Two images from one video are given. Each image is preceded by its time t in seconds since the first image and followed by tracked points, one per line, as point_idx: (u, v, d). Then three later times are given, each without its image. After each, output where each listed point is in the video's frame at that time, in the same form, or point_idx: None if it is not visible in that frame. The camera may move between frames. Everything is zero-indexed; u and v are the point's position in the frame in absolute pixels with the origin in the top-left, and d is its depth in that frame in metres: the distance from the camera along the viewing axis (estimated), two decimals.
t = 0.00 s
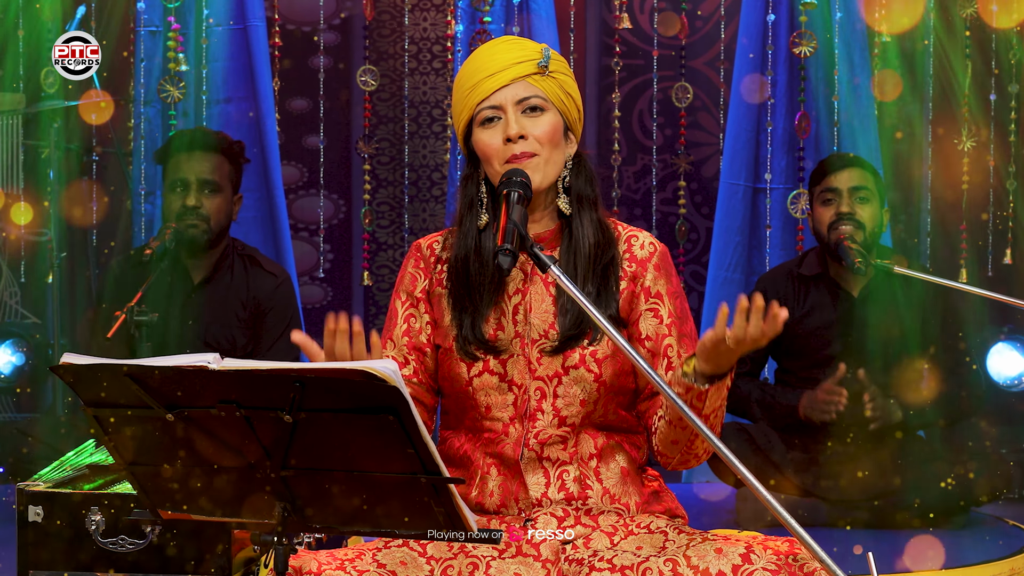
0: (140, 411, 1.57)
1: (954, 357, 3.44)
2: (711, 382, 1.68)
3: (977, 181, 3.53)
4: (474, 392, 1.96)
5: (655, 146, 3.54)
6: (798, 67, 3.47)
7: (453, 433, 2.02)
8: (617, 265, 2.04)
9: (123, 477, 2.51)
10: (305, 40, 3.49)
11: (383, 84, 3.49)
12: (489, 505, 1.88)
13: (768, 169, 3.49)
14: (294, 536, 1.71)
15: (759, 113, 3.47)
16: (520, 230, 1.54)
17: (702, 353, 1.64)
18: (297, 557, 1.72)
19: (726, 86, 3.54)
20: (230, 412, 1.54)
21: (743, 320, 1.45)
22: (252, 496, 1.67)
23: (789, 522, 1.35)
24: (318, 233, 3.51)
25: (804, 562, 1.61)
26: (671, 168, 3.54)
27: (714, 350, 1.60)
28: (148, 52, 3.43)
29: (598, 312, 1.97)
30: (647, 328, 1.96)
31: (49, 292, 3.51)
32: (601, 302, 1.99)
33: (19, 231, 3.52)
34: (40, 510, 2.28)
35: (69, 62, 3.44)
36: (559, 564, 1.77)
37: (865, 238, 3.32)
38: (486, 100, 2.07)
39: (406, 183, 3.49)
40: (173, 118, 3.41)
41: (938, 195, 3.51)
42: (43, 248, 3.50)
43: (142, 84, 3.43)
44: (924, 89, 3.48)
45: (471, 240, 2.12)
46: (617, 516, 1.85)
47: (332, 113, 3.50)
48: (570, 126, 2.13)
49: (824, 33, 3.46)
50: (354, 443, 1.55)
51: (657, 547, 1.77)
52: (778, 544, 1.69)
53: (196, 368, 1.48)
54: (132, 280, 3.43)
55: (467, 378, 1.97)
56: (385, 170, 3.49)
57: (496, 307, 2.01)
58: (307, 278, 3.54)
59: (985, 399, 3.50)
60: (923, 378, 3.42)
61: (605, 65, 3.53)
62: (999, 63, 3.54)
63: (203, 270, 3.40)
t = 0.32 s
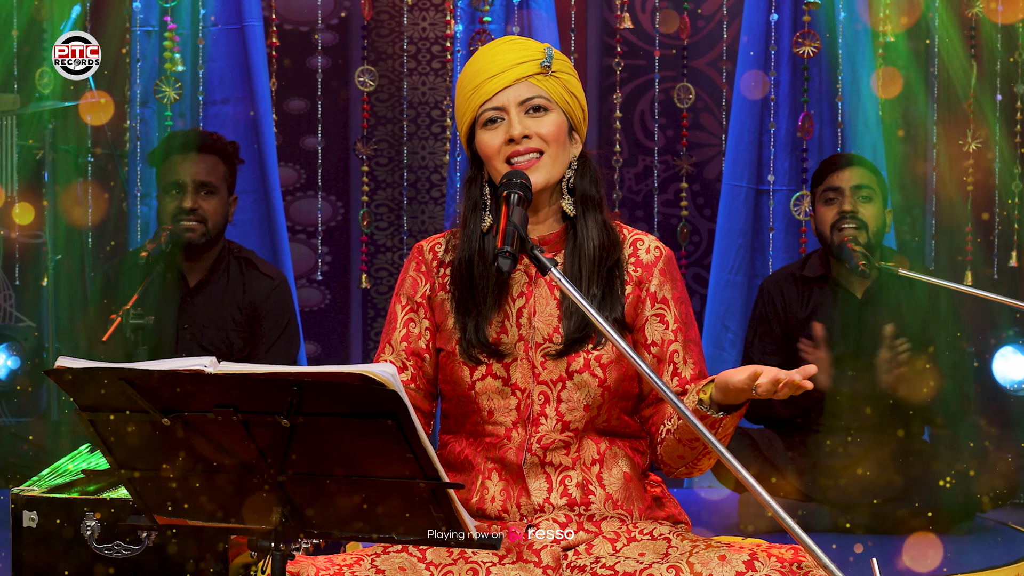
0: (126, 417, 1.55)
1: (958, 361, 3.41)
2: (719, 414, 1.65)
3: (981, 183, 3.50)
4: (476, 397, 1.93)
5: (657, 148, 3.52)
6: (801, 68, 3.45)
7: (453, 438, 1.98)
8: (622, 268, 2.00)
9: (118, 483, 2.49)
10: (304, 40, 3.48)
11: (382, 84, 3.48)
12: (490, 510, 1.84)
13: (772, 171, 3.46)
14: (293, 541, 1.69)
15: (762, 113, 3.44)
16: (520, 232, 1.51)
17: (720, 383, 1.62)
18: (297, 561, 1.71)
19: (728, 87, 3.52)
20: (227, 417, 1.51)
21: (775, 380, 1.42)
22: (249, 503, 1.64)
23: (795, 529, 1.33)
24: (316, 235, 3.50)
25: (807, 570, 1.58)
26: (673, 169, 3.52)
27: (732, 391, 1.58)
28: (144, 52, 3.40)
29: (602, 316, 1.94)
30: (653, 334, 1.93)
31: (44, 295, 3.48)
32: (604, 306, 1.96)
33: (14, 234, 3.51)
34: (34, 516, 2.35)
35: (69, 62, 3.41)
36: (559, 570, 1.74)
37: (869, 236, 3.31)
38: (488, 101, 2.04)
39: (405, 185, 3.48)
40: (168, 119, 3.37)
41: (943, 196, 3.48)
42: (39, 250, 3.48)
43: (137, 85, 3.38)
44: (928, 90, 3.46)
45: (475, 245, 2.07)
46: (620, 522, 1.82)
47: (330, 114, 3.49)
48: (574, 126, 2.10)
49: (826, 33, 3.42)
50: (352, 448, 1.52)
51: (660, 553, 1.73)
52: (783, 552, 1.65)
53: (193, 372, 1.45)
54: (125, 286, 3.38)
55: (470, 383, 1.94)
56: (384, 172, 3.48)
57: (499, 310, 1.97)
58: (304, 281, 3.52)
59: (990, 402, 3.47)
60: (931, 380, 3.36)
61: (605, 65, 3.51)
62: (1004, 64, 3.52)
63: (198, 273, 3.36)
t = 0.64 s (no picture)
0: (105, 423, 1.51)
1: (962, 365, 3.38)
2: (739, 384, 1.61)
3: (985, 184, 3.47)
4: (482, 402, 1.89)
5: (659, 149, 3.49)
6: (805, 68, 3.41)
7: (455, 443, 1.95)
8: (628, 269, 1.97)
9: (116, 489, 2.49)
10: (302, 40, 3.45)
11: (381, 84, 3.45)
12: (495, 517, 1.81)
13: (775, 172, 3.43)
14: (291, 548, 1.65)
15: (764, 114, 3.42)
16: (520, 235, 1.48)
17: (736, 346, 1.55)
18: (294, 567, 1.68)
19: (730, 87, 3.48)
20: (223, 422, 1.47)
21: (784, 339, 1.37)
22: (244, 509, 1.60)
23: (797, 532, 1.31)
24: (314, 237, 3.48)
25: None
26: (675, 170, 3.50)
27: (750, 353, 1.51)
28: (140, 52, 3.37)
29: (606, 318, 1.91)
30: (656, 332, 1.90)
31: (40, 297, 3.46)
32: (608, 308, 1.93)
33: (9, 235, 3.47)
34: (28, 521, 2.35)
35: (69, 62, 3.38)
36: None
37: (871, 238, 3.26)
38: (489, 102, 2.00)
39: (403, 187, 3.45)
40: (164, 120, 3.34)
41: (947, 198, 3.44)
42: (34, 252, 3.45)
43: (133, 85, 3.36)
44: (933, 90, 3.42)
45: (477, 243, 2.05)
46: (626, 528, 1.79)
47: (328, 114, 3.46)
48: (576, 126, 2.07)
49: (830, 33, 3.39)
50: (351, 453, 1.49)
51: (665, 560, 1.69)
52: (789, 560, 1.61)
53: (189, 377, 1.41)
54: (118, 292, 3.35)
55: (475, 388, 1.90)
56: (382, 173, 3.45)
57: (505, 313, 1.94)
58: (302, 284, 3.49)
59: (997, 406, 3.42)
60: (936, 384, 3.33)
61: (606, 66, 3.48)
62: (1008, 63, 3.50)
63: (191, 278, 3.33)
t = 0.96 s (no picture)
0: (92, 429, 1.48)
1: (965, 367, 3.36)
2: (752, 368, 1.58)
3: (989, 185, 3.45)
4: (478, 406, 1.85)
5: (660, 150, 3.46)
6: (808, 69, 3.38)
7: (451, 448, 1.91)
8: (625, 272, 1.94)
9: (113, 495, 2.46)
10: (299, 40, 3.42)
11: (379, 85, 3.42)
12: (493, 523, 1.78)
13: (778, 174, 3.40)
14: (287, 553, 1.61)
15: (767, 115, 3.38)
16: (520, 237, 1.45)
17: (747, 330, 1.51)
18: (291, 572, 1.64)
19: (733, 88, 3.45)
20: (219, 426, 1.44)
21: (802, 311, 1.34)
22: (241, 514, 1.56)
23: (799, 537, 1.28)
24: (311, 239, 3.44)
25: None
26: (677, 172, 3.47)
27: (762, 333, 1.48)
28: (136, 52, 3.34)
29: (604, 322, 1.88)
30: (655, 329, 1.86)
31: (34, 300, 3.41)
32: (606, 312, 1.89)
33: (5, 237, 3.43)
34: (22, 526, 2.32)
35: (69, 63, 3.35)
36: None
37: (874, 238, 3.23)
38: (488, 102, 1.97)
39: (402, 188, 3.42)
40: (161, 121, 3.30)
41: (952, 200, 3.42)
42: (29, 254, 3.41)
43: (129, 85, 3.33)
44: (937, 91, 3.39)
45: (474, 249, 2.01)
46: (626, 534, 1.76)
47: (326, 115, 3.44)
48: (576, 128, 2.04)
49: (833, 33, 3.37)
50: (349, 458, 1.46)
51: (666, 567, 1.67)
52: (790, 566, 1.58)
53: (186, 380, 1.38)
54: (111, 296, 3.31)
55: (471, 392, 1.86)
56: (380, 175, 3.42)
57: (500, 316, 1.90)
58: (300, 287, 3.46)
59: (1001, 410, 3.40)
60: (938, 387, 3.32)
61: (607, 66, 3.45)
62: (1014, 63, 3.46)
63: (183, 281, 3.31)
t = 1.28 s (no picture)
0: (87, 434, 1.45)
1: (970, 371, 3.33)
2: (751, 325, 1.61)
3: (995, 186, 3.40)
4: (471, 413, 1.82)
5: (662, 151, 3.44)
6: (811, 69, 3.35)
7: (447, 456, 1.87)
8: (617, 279, 1.90)
9: (110, 501, 2.42)
10: (297, 40, 3.40)
11: (377, 85, 3.40)
12: (491, 530, 1.74)
13: (780, 175, 3.37)
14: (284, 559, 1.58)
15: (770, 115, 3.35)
16: (521, 239, 1.41)
17: (725, 292, 1.55)
18: None
19: (735, 89, 3.42)
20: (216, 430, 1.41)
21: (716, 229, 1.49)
22: (238, 519, 1.53)
23: (801, 542, 1.26)
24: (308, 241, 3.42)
25: None
26: (679, 173, 3.44)
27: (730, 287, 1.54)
28: (131, 53, 3.32)
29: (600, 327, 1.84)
30: (652, 329, 1.84)
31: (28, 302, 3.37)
32: (599, 317, 1.86)
33: None
34: (18, 532, 2.29)
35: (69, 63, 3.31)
36: None
37: (879, 242, 3.21)
38: (493, 94, 1.94)
39: (401, 190, 3.39)
40: (157, 122, 3.29)
41: (956, 201, 3.40)
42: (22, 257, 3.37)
43: (125, 85, 3.31)
44: (943, 92, 3.38)
45: (461, 250, 1.98)
46: (627, 539, 1.73)
47: (324, 117, 3.42)
48: (575, 139, 2.00)
49: (837, 33, 3.34)
50: (347, 462, 1.42)
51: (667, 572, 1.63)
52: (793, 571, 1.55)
53: (182, 384, 1.35)
54: (104, 300, 3.29)
55: (465, 399, 1.83)
56: (379, 176, 3.39)
57: (491, 321, 1.88)
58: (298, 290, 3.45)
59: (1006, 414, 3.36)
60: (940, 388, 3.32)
61: (609, 66, 3.43)
62: (1019, 64, 3.42)
63: (178, 285, 3.27)
